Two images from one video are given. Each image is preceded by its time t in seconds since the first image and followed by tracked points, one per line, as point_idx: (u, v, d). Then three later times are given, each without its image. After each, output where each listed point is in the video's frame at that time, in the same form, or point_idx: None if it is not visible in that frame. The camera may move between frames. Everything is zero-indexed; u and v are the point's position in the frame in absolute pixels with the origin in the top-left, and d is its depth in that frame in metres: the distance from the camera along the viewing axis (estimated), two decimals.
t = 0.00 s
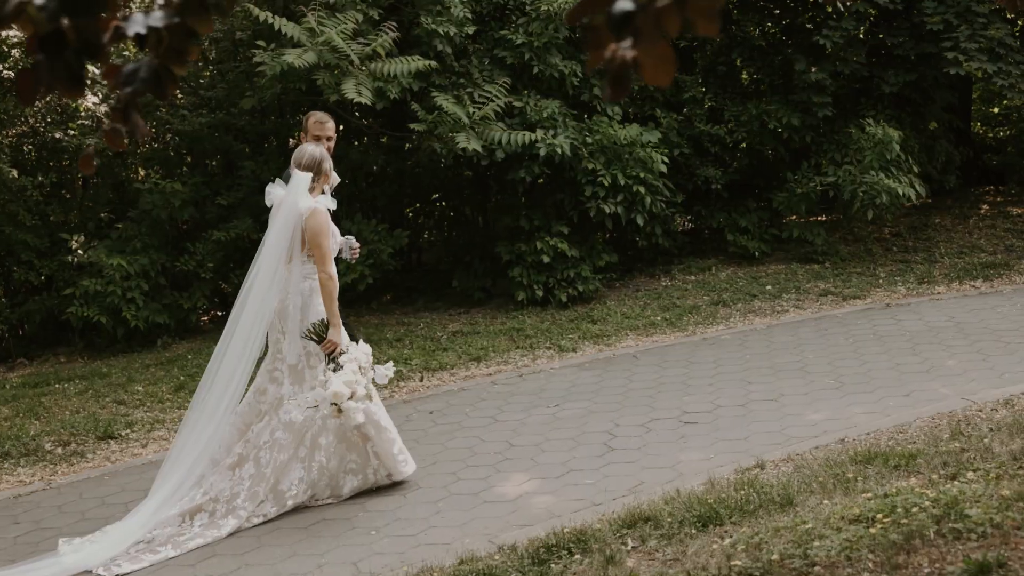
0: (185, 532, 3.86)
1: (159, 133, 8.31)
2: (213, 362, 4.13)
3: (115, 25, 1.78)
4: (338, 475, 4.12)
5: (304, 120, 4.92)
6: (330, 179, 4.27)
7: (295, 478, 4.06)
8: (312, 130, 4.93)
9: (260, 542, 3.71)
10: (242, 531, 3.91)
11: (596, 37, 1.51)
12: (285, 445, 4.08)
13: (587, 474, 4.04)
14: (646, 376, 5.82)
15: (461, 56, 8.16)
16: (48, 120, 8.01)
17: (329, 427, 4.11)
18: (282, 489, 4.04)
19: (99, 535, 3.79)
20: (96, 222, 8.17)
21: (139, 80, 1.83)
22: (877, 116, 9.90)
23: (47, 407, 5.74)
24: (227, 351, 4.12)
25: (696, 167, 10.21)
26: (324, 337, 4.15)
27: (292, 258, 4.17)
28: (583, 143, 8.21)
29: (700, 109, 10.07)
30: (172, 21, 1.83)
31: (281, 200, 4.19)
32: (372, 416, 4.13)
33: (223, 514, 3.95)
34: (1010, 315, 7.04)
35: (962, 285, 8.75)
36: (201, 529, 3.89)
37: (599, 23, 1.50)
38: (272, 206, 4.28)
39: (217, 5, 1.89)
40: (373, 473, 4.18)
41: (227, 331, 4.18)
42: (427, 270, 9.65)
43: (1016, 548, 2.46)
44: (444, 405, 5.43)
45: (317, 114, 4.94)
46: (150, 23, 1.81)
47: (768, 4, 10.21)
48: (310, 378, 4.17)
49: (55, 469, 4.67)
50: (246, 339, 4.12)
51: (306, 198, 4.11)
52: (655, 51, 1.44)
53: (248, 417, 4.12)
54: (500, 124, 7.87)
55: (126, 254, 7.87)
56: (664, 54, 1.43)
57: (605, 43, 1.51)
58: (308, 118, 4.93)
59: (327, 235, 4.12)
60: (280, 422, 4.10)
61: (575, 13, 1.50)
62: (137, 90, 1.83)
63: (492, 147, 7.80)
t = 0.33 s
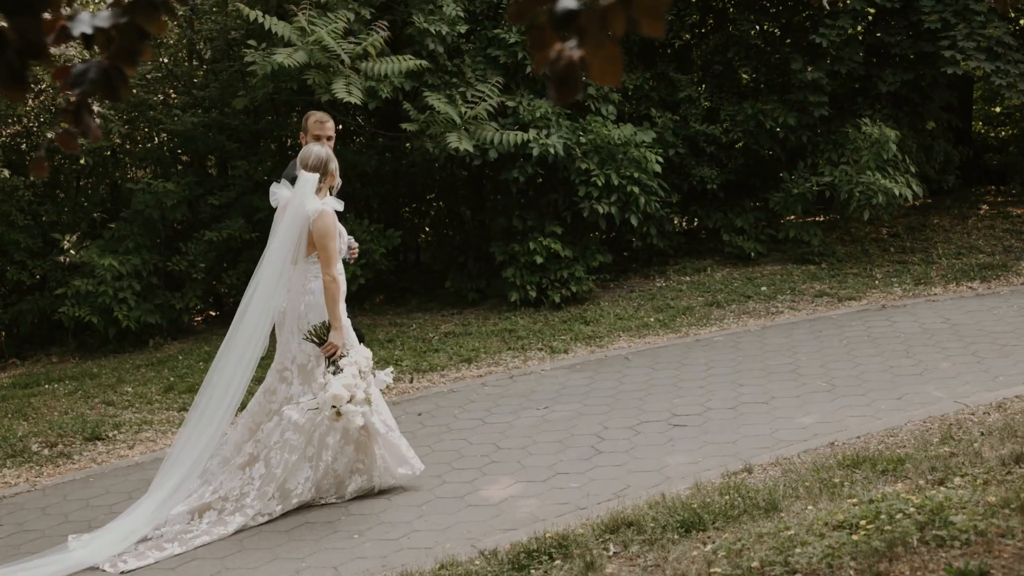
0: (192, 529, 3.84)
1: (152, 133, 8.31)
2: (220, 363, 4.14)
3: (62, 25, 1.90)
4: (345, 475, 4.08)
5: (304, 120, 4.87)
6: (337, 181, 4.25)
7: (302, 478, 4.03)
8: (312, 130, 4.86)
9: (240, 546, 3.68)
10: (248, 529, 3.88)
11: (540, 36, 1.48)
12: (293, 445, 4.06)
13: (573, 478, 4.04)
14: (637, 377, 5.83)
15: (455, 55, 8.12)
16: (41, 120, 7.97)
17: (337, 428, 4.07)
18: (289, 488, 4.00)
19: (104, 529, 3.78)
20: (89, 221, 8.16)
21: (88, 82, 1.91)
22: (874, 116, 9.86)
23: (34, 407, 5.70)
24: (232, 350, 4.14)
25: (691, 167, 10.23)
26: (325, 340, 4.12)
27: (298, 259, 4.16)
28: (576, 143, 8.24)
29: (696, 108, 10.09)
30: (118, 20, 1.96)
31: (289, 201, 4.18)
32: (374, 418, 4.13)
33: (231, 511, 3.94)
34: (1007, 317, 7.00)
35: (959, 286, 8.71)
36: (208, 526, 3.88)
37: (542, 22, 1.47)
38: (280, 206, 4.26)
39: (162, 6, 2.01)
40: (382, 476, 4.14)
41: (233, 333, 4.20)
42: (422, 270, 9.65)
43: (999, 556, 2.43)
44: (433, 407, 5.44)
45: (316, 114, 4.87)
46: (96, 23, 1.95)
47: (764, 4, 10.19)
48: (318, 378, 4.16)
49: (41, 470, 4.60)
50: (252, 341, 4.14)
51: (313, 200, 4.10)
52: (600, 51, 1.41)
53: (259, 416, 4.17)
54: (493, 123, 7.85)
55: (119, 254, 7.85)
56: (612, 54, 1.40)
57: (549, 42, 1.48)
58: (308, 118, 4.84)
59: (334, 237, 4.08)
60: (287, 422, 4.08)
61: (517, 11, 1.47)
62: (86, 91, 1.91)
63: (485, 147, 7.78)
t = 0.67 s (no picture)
0: (196, 529, 3.83)
1: (147, 132, 8.29)
2: (227, 361, 4.12)
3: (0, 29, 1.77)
4: (342, 477, 4.06)
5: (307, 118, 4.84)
6: (342, 176, 4.23)
7: (304, 479, 4.01)
8: (315, 130, 4.84)
9: (221, 550, 3.65)
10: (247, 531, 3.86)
11: (480, 38, 1.35)
12: (296, 445, 4.03)
13: (560, 481, 4.05)
14: (628, 380, 5.90)
15: (449, 53, 8.06)
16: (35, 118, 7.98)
17: (336, 426, 4.06)
18: (292, 489, 3.99)
19: (105, 527, 3.77)
20: (83, 220, 8.15)
21: (33, 84, 1.78)
22: (872, 115, 9.80)
23: (24, 407, 5.64)
24: (237, 349, 4.10)
25: (688, 166, 10.24)
26: (332, 335, 4.10)
27: (304, 256, 4.12)
28: (571, 142, 8.41)
29: (693, 107, 10.11)
30: (64, 21, 1.76)
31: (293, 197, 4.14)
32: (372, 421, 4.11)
33: (235, 511, 3.94)
34: (1004, 318, 6.95)
35: (957, 287, 8.66)
36: (212, 526, 3.87)
37: (481, 25, 1.34)
38: (285, 204, 4.25)
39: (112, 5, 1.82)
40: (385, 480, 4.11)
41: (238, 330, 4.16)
42: (417, 269, 9.67)
43: (981, 565, 2.40)
44: (423, 408, 5.48)
45: (319, 113, 4.86)
46: (37, 25, 1.77)
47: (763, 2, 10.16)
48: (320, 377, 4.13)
49: (27, 472, 4.47)
50: (258, 339, 4.10)
51: (318, 195, 4.06)
52: (542, 53, 1.31)
53: (265, 414, 4.13)
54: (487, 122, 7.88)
55: (112, 253, 7.85)
56: (554, 59, 1.30)
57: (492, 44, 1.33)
58: (310, 117, 4.84)
59: (341, 232, 4.06)
60: (289, 421, 4.06)
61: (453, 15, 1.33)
62: (32, 94, 1.79)
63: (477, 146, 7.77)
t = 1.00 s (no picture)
0: (195, 532, 3.81)
1: (147, 131, 8.27)
2: (238, 361, 4.08)
3: None
4: (336, 481, 4.06)
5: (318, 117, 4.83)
6: (349, 174, 4.22)
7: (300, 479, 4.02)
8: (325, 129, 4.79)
9: (211, 554, 3.64)
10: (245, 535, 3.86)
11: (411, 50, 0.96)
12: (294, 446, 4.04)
13: (551, 486, 4.04)
14: (626, 383, 5.94)
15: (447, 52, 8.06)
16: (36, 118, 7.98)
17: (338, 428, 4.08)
18: (288, 489, 4.00)
19: (103, 528, 3.76)
20: (83, 220, 8.15)
21: None
22: (875, 115, 9.75)
23: (18, 408, 5.62)
24: (246, 352, 4.06)
25: (690, 167, 10.24)
26: (343, 333, 4.09)
27: (311, 255, 4.13)
28: (571, 142, 8.52)
29: (695, 106, 10.11)
30: (11, 27, 1.26)
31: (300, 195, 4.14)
32: (365, 429, 4.11)
33: (235, 514, 3.91)
34: (1008, 321, 6.89)
35: (961, 288, 8.59)
36: (213, 529, 3.84)
37: (414, 35, 0.94)
38: (289, 202, 4.22)
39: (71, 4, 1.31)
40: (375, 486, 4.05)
41: (248, 329, 4.14)
42: (418, 269, 9.75)
43: None
44: (420, 410, 5.50)
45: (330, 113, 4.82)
46: None
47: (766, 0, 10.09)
48: (323, 378, 4.13)
49: (19, 474, 4.44)
50: (266, 339, 4.08)
51: (325, 192, 4.06)
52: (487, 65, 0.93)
53: (270, 416, 4.10)
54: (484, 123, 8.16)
55: (112, 253, 7.86)
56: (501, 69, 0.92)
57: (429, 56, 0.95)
58: (322, 116, 4.78)
59: (348, 230, 4.06)
60: (294, 421, 4.06)
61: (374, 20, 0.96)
62: None
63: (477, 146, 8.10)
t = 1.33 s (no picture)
0: (192, 535, 3.79)
1: (151, 133, 8.27)
2: (249, 361, 4.07)
3: None
4: (329, 484, 4.04)
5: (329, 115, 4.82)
6: (357, 173, 4.19)
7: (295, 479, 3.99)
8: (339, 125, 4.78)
9: (203, 560, 3.63)
10: (237, 540, 3.83)
11: (357, 63, 1.16)
12: (291, 447, 4.03)
13: (546, 492, 4.02)
14: (625, 387, 5.92)
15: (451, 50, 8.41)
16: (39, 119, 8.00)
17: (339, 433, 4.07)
18: (284, 489, 3.96)
19: (99, 533, 3.75)
20: (85, 222, 8.13)
21: None
22: (882, 116, 9.68)
23: (17, 411, 5.61)
24: (254, 351, 4.06)
25: (695, 168, 10.20)
26: (357, 334, 4.02)
27: (320, 255, 4.12)
28: (574, 143, 8.51)
29: (699, 107, 10.08)
30: None
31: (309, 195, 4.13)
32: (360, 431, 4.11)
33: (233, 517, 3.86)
34: (1013, 325, 6.82)
35: (967, 291, 8.51)
36: (210, 532, 3.82)
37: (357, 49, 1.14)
38: (298, 202, 4.21)
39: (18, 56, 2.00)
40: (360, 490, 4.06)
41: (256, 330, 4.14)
42: (421, 271, 9.77)
43: None
44: (418, 414, 5.49)
45: (343, 109, 4.80)
46: None
47: None
48: (327, 380, 4.10)
49: (15, 478, 4.43)
50: (276, 338, 4.08)
51: (334, 192, 4.03)
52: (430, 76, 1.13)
53: (276, 417, 4.08)
54: (486, 123, 8.17)
55: (114, 254, 7.88)
56: (447, 82, 1.12)
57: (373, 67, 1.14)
58: (334, 113, 4.77)
59: (357, 230, 4.05)
60: (294, 421, 4.05)
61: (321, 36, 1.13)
62: None
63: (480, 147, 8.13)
